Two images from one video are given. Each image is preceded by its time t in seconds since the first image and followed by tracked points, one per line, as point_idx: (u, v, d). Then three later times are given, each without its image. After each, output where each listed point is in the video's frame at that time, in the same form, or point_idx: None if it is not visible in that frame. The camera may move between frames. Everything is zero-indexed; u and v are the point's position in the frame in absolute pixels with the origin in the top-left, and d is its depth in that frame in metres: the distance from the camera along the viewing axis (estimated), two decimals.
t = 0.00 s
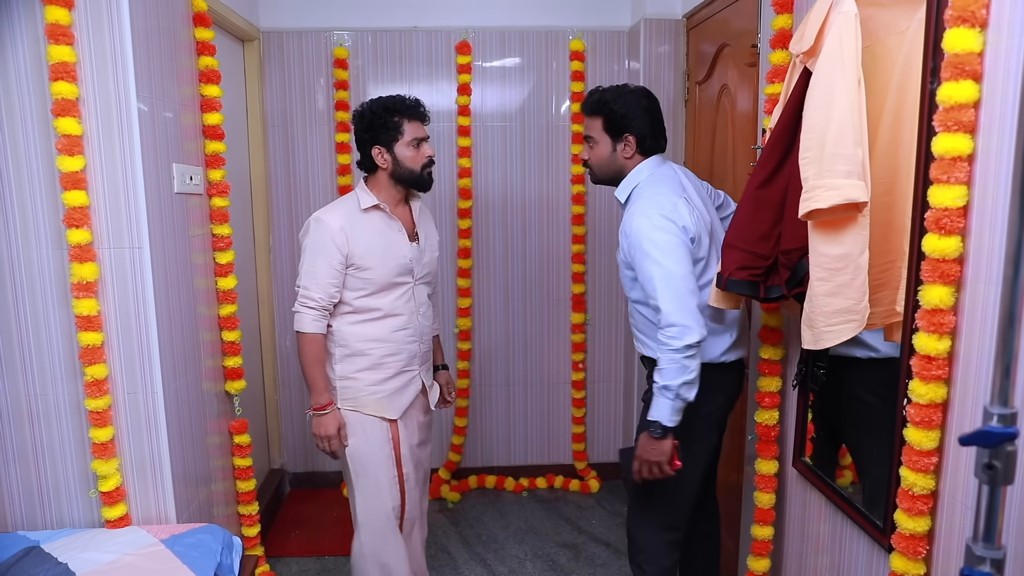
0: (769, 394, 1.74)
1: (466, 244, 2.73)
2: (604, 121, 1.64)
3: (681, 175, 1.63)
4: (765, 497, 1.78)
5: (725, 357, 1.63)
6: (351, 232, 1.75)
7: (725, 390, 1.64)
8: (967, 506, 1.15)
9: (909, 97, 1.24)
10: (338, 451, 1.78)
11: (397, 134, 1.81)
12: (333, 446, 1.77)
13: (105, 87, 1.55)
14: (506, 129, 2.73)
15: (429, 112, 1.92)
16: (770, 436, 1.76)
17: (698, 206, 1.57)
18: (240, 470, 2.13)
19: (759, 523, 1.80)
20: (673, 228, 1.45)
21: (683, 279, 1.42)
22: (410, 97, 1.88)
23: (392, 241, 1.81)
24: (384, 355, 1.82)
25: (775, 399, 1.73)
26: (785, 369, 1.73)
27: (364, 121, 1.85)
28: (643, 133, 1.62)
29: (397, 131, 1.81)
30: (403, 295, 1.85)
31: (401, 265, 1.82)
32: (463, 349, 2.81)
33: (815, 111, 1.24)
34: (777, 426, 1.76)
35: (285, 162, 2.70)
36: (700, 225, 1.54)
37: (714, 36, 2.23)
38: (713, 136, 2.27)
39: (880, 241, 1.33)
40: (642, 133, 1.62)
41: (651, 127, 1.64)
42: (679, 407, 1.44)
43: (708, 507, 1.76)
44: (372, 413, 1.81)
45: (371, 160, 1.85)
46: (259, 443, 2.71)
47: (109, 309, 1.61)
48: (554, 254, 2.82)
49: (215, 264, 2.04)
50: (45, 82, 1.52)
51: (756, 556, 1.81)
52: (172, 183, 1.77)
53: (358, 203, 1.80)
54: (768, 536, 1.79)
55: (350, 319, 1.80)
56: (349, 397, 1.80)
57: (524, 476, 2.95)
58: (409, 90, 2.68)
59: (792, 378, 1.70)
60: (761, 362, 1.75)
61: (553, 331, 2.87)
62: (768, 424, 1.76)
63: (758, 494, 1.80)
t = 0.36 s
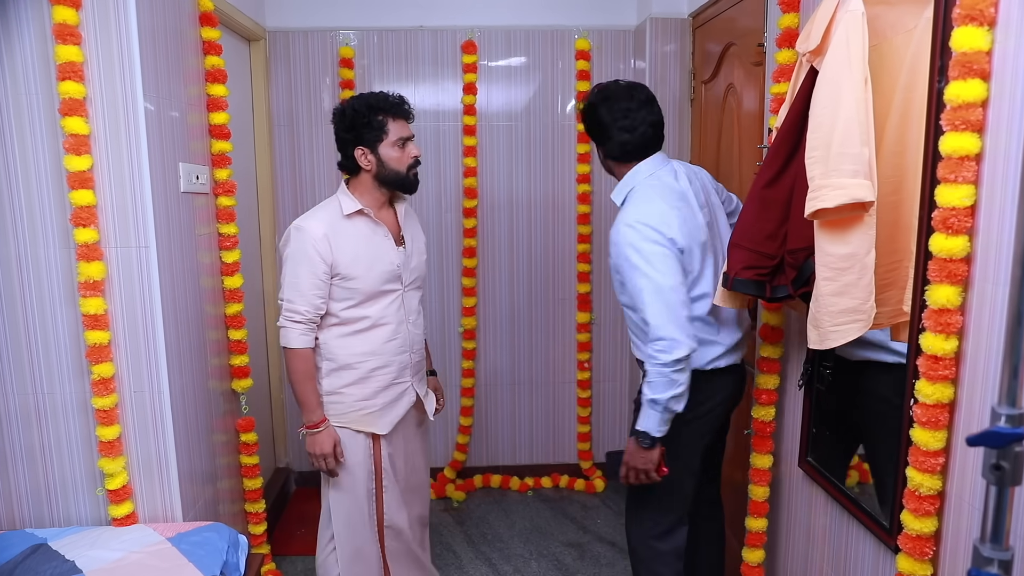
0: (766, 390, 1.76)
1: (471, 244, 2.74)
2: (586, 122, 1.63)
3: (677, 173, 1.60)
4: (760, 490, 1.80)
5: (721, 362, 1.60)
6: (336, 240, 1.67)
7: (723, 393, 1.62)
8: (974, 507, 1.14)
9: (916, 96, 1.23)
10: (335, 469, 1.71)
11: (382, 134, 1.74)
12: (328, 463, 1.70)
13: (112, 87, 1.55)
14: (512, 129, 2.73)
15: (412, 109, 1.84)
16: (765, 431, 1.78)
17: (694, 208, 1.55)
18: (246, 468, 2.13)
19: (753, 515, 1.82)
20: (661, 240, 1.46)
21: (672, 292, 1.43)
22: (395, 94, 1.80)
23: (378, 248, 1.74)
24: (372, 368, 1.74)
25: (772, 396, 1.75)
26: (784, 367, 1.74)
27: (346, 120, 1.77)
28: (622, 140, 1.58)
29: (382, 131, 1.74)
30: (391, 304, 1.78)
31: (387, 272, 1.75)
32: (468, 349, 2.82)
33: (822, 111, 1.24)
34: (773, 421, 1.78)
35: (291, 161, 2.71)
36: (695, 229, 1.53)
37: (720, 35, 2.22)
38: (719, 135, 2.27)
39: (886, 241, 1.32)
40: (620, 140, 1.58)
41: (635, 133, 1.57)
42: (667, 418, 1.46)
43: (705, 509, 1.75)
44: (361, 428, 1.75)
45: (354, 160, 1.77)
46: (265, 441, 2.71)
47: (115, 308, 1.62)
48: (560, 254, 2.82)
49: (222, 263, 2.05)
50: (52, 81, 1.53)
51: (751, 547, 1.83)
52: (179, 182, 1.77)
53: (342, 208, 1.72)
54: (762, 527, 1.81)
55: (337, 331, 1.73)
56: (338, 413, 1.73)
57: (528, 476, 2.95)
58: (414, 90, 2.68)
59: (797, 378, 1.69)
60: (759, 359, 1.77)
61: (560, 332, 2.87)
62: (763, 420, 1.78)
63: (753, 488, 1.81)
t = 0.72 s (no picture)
0: (768, 389, 1.77)
1: (477, 244, 2.74)
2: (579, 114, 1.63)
3: (662, 173, 1.55)
4: (762, 485, 1.81)
5: (690, 371, 1.55)
6: (320, 247, 1.59)
7: (710, 394, 1.57)
8: (981, 508, 1.14)
9: (924, 95, 1.23)
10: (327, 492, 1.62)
11: (365, 133, 1.64)
12: (319, 487, 1.60)
13: (120, 87, 1.56)
14: (518, 129, 2.73)
15: (394, 103, 1.75)
16: (768, 428, 1.79)
17: (662, 212, 1.51)
18: (252, 467, 2.13)
19: (755, 509, 1.83)
20: (598, 244, 1.49)
21: (598, 297, 1.47)
22: (375, 88, 1.69)
23: (363, 255, 1.66)
24: (364, 379, 1.68)
25: (774, 393, 1.76)
26: (788, 366, 1.75)
27: (325, 118, 1.65)
28: (604, 140, 1.59)
29: (365, 129, 1.64)
30: (378, 311, 1.71)
31: (374, 278, 1.68)
32: (473, 348, 2.82)
33: (829, 110, 1.23)
34: (775, 418, 1.79)
35: (297, 161, 2.71)
36: (655, 236, 1.50)
37: (726, 35, 2.22)
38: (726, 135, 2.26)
39: (894, 241, 1.32)
40: (601, 141, 1.59)
41: (617, 140, 1.57)
42: (578, 414, 1.56)
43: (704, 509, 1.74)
44: (354, 442, 1.68)
45: (334, 162, 1.67)
46: (271, 441, 2.72)
47: (122, 307, 1.62)
48: (565, 253, 2.82)
49: (228, 262, 2.06)
50: (60, 82, 1.54)
51: (753, 538, 1.83)
52: (185, 182, 1.78)
53: (322, 213, 1.63)
54: (764, 520, 1.82)
55: (321, 342, 1.65)
56: (328, 427, 1.67)
57: (533, 476, 2.95)
58: (420, 90, 2.69)
59: (803, 379, 1.69)
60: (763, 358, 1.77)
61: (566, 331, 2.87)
62: (765, 417, 1.79)
63: (755, 483, 1.82)
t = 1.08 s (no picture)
0: (782, 389, 1.77)
1: (483, 244, 2.75)
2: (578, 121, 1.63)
3: (662, 174, 1.55)
4: (778, 485, 1.81)
5: (698, 371, 1.55)
6: (319, 251, 1.58)
7: (717, 394, 1.56)
8: (990, 510, 1.13)
9: (933, 95, 1.22)
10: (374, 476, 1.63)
11: (361, 130, 1.65)
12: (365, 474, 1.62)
13: (129, 88, 1.57)
14: (525, 129, 2.73)
15: (385, 97, 1.75)
16: (783, 428, 1.78)
17: (662, 215, 1.51)
18: (259, 467, 2.15)
19: (773, 508, 1.84)
20: (601, 253, 1.49)
21: (603, 305, 1.48)
22: (364, 84, 1.69)
23: (361, 259, 1.66)
24: (365, 386, 1.69)
25: (788, 394, 1.76)
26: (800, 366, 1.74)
27: (317, 118, 1.64)
28: (602, 145, 1.59)
29: (360, 127, 1.65)
30: (377, 315, 1.72)
31: (373, 281, 1.68)
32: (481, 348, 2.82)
33: (838, 110, 1.23)
34: (791, 418, 1.78)
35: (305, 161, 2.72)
36: (657, 240, 1.50)
37: (734, 34, 2.21)
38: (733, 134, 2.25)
39: (902, 241, 1.31)
40: (599, 146, 1.59)
41: (615, 147, 1.56)
42: (594, 420, 1.59)
43: (712, 507, 1.74)
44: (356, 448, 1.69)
45: (328, 162, 1.66)
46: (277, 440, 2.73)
47: (131, 307, 1.63)
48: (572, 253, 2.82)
49: (236, 262, 2.07)
50: (69, 82, 1.54)
51: (770, 538, 1.85)
52: (193, 182, 1.78)
53: (319, 216, 1.62)
54: (783, 520, 1.83)
55: (320, 351, 1.64)
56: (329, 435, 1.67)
57: (540, 475, 2.95)
58: (427, 90, 2.69)
59: (811, 379, 1.68)
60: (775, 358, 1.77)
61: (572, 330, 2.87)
62: (781, 417, 1.78)
63: (772, 483, 1.83)
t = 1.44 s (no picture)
0: (787, 390, 1.77)
1: (488, 245, 2.75)
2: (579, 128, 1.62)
3: (665, 180, 1.54)
4: (783, 487, 1.81)
5: (707, 375, 1.55)
6: (333, 244, 1.59)
7: (724, 397, 1.56)
8: (994, 513, 1.12)
9: (937, 95, 1.22)
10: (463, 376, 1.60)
11: (365, 127, 1.65)
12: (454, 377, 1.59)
13: (133, 89, 1.57)
14: (529, 129, 2.73)
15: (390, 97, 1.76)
16: (786, 430, 1.78)
17: (667, 223, 1.51)
18: (262, 468, 2.15)
19: (778, 510, 1.83)
20: (608, 267, 1.49)
21: (612, 320, 1.49)
22: (369, 84, 1.70)
23: (373, 255, 1.67)
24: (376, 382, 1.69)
25: (792, 395, 1.76)
26: (803, 367, 1.74)
27: (324, 116, 1.65)
28: (603, 153, 1.58)
29: (365, 123, 1.65)
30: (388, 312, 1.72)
31: (383, 278, 1.68)
32: (484, 349, 2.83)
33: (841, 111, 1.23)
34: (794, 420, 1.78)
35: (308, 161, 2.72)
36: (663, 249, 1.50)
37: (738, 35, 2.20)
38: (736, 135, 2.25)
39: (906, 242, 1.31)
40: (600, 155, 1.59)
41: (616, 155, 1.56)
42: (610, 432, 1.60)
43: (718, 509, 1.73)
44: (366, 448, 1.68)
45: (335, 160, 1.67)
46: (280, 440, 2.73)
47: (135, 307, 1.63)
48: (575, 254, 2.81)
49: (239, 263, 2.07)
50: (74, 82, 1.55)
51: (775, 540, 1.84)
52: (198, 183, 1.79)
53: (329, 211, 1.63)
54: (787, 522, 1.82)
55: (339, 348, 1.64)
56: (338, 435, 1.67)
57: (543, 476, 2.95)
58: (430, 91, 2.69)
59: (815, 381, 1.68)
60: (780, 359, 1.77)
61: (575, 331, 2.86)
62: (784, 419, 1.78)
63: (776, 484, 1.83)
